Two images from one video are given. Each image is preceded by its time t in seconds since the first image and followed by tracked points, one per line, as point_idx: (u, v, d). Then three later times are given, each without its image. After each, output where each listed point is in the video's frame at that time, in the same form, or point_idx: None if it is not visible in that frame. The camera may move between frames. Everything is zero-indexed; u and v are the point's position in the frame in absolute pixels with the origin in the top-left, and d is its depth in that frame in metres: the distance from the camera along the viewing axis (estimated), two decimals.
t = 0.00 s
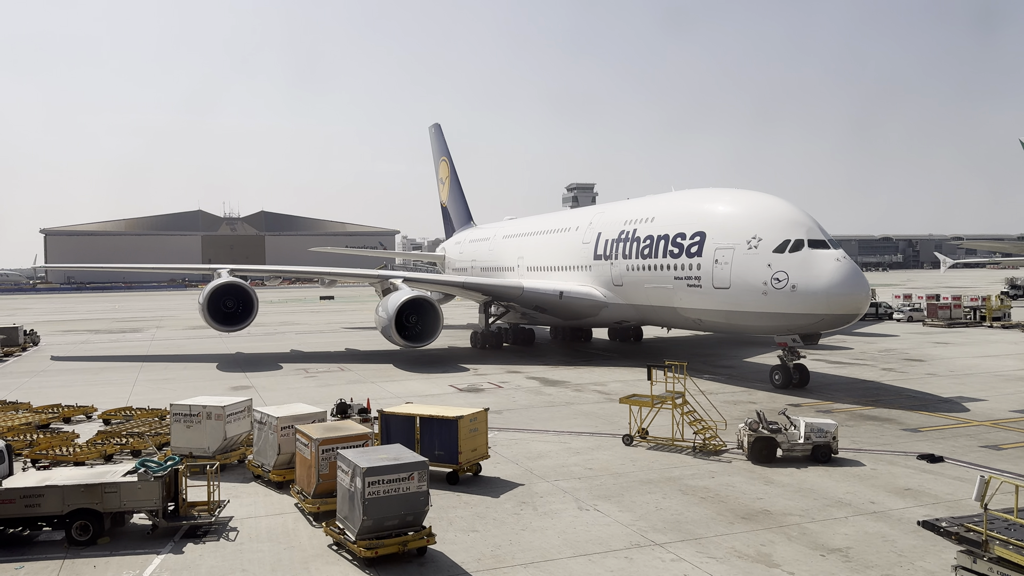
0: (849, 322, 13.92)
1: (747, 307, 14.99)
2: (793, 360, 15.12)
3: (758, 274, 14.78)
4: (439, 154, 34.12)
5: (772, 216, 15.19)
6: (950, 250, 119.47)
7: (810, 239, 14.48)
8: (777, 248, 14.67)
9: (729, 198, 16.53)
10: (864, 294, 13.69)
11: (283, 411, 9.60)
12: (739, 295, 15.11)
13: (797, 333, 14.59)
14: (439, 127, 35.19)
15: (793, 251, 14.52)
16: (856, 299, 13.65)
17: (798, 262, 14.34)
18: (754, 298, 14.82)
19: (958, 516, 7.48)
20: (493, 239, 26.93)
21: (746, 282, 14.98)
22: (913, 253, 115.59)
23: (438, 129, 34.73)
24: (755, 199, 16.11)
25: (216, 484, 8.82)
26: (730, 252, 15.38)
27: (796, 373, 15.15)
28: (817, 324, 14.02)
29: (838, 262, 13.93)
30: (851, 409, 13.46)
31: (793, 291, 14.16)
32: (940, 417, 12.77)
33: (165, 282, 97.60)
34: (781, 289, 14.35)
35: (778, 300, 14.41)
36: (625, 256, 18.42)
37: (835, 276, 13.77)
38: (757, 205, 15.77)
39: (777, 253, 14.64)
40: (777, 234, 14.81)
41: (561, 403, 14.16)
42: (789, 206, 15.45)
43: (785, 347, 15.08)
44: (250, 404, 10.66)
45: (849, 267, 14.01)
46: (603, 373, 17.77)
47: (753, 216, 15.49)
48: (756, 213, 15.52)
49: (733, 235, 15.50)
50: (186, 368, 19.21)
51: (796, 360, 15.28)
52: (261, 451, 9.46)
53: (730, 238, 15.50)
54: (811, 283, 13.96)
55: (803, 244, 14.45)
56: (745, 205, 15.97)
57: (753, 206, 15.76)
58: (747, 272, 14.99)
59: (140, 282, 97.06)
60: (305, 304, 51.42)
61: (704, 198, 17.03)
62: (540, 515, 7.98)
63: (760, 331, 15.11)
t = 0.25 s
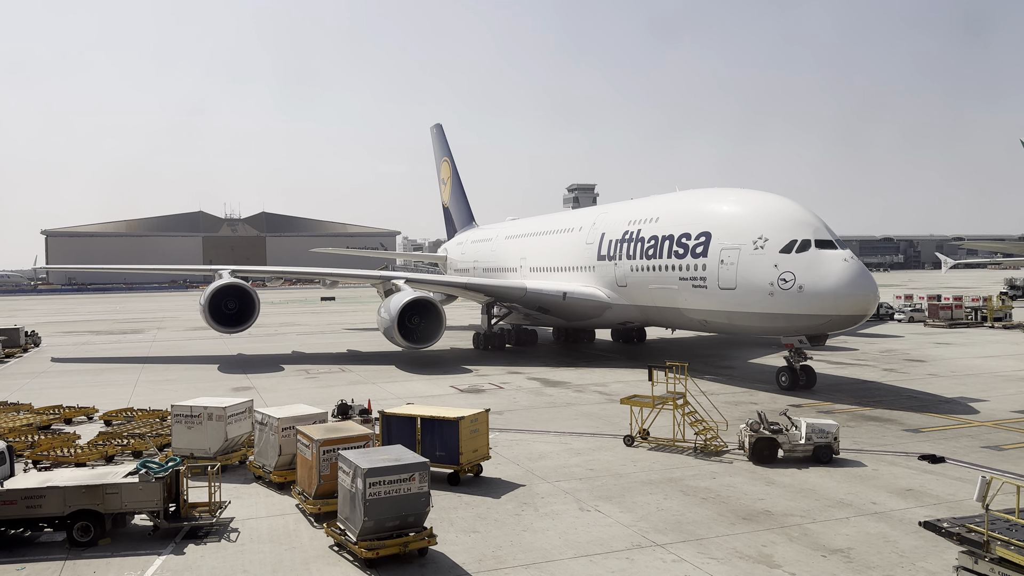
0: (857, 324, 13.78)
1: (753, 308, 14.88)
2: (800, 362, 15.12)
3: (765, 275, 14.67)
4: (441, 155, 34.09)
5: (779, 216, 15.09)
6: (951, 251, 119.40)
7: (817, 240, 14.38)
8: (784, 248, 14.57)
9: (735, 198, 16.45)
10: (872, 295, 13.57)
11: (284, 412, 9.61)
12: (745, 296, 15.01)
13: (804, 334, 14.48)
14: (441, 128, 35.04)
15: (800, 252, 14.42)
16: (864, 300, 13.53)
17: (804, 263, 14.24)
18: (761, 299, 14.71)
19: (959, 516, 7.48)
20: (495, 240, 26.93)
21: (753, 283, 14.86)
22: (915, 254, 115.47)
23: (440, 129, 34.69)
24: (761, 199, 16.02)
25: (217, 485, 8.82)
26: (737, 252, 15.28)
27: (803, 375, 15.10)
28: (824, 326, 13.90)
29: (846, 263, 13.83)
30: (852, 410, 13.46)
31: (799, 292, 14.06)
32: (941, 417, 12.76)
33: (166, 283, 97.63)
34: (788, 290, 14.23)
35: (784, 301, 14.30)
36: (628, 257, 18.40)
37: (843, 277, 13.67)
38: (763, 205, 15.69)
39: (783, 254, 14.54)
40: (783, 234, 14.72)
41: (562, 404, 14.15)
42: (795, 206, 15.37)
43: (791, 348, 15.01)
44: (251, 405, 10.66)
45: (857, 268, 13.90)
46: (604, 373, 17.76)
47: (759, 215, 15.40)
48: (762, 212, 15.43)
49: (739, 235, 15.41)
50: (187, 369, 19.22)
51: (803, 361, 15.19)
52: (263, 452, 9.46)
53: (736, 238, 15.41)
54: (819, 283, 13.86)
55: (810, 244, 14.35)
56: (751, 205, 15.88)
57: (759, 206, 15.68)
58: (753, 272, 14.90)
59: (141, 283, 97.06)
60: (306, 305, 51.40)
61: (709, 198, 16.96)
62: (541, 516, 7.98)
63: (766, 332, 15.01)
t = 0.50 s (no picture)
0: (865, 324, 13.71)
1: (759, 309, 14.81)
2: (805, 363, 14.97)
3: (771, 275, 14.62)
4: (443, 156, 34.11)
5: (785, 216, 15.04)
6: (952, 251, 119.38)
7: (824, 240, 14.33)
8: (790, 248, 14.52)
9: (739, 198, 16.41)
10: (879, 296, 13.50)
11: (285, 413, 9.61)
12: (751, 297, 14.95)
13: (811, 335, 14.42)
14: (442, 128, 35.11)
15: (806, 252, 14.37)
16: (872, 300, 13.47)
17: (811, 263, 14.18)
18: (767, 300, 14.65)
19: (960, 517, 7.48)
20: (497, 241, 26.95)
21: (759, 284, 14.80)
22: (916, 254, 115.40)
23: (441, 130, 34.71)
24: (766, 199, 15.98)
25: (218, 487, 8.82)
26: (742, 253, 15.23)
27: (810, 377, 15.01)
28: (831, 326, 13.83)
29: (853, 263, 13.78)
30: (853, 410, 13.45)
31: (806, 293, 14.00)
32: (942, 418, 12.75)
33: (167, 284, 97.68)
34: (795, 291, 14.18)
35: (791, 301, 14.25)
36: (632, 257, 18.37)
37: (850, 277, 13.61)
38: (769, 205, 15.64)
39: (790, 254, 14.49)
40: (790, 234, 14.66)
41: (563, 404, 14.15)
42: (800, 206, 15.33)
43: (798, 349, 14.98)
44: (252, 406, 10.66)
45: (864, 268, 13.84)
46: (605, 374, 17.76)
47: (765, 216, 15.37)
48: (768, 212, 15.38)
49: (745, 235, 15.35)
50: (188, 370, 19.23)
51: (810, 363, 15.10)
52: (263, 453, 9.46)
53: (742, 239, 15.36)
54: (826, 284, 13.79)
55: (817, 244, 14.30)
56: (756, 205, 15.84)
57: (764, 206, 15.63)
58: (759, 273, 14.84)
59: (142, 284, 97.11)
60: (307, 306, 51.40)
61: (714, 198, 16.92)
62: (542, 517, 7.98)
63: (772, 333, 14.95)
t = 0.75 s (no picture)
0: (873, 325, 13.64)
1: (765, 310, 14.77)
2: (812, 364, 14.89)
3: (777, 276, 14.58)
4: (444, 156, 34.11)
5: (791, 216, 15.00)
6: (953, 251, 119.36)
7: (830, 240, 14.27)
8: (796, 249, 14.48)
9: (744, 198, 16.38)
10: (887, 296, 13.42)
11: (286, 414, 9.62)
12: (756, 297, 14.91)
13: (817, 336, 14.36)
14: (444, 128, 35.11)
15: (813, 252, 14.32)
16: (879, 300, 13.39)
17: (818, 263, 14.13)
18: (773, 300, 14.61)
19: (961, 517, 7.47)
20: (499, 241, 26.96)
21: (764, 284, 14.76)
22: (916, 254, 115.32)
23: (443, 130, 34.70)
24: (771, 199, 15.94)
25: (219, 488, 8.82)
26: (748, 253, 15.19)
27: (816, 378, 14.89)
28: (838, 327, 13.77)
29: (860, 263, 13.73)
30: (854, 411, 13.44)
31: (813, 293, 13.95)
32: (943, 418, 12.74)
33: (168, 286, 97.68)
34: (801, 291, 14.14)
35: (797, 302, 14.20)
36: (635, 258, 18.36)
37: (858, 277, 13.54)
38: (774, 205, 15.60)
39: (796, 254, 14.45)
40: (796, 234, 14.62)
41: (563, 405, 14.14)
42: (805, 206, 15.28)
43: (804, 350, 14.95)
44: (253, 407, 10.66)
45: (871, 268, 13.78)
46: (606, 375, 17.75)
47: (770, 216, 15.33)
48: (774, 213, 15.34)
49: (750, 236, 15.31)
50: (188, 371, 19.23)
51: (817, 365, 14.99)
52: (264, 454, 9.46)
53: (747, 239, 15.32)
54: (832, 284, 13.74)
55: (824, 244, 14.24)
56: (761, 205, 15.81)
57: (770, 206, 15.59)
58: (764, 273, 14.80)
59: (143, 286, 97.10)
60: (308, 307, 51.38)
61: (719, 198, 16.89)
62: (542, 518, 7.98)
63: (778, 334, 14.91)
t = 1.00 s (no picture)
0: (880, 325, 13.62)
1: (772, 310, 14.74)
2: (818, 365, 14.81)
3: (783, 276, 14.56)
4: (446, 156, 34.11)
5: (797, 216, 14.98)
6: (953, 251, 119.35)
7: (837, 240, 14.26)
8: (802, 248, 14.46)
9: (749, 198, 16.36)
10: (894, 296, 13.41)
11: (287, 415, 9.61)
12: (762, 298, 14.89)
13: (823, 336, 14.34)
14: (446, 129, 35.02)
15: (819, 252, 14.30)
16: (887, 301, 13.38)
17: (824, 263, 14.11)
18: (779, 300, 14.59)
19: (962, 517, 7.47)
20: (501, 241, 26.96)
21: (771, 285, 14.74)
22: (917, 254, 115.30)
23: (443, 130, 34.68)
24: (776, 198, 15.93)
25: (220, 489, 8.82)
26: (753, 253, 15.17)
27: (822, 379, 14.79)
28: (845, 327, 13.75)
29: (867, 263, 13.71)
30: (854, 411, 13.43)
31: (819, 293, 13.93)
32: (944, 418, 12.72)
33: (168, 287, 97.66)
34: (808, 291, 14.12)
35: (803, 302, 14.19)
36: (638, 258, 18.35)
37: (865, 277, 13.53)
38: (779, 204, 15.58)
39: (802, 254, 14.43)
40: (802, 234, 14.60)
41: (564, 406, 14.14)
42: (810, 205, 15.27)
43: (809, 351, 14.91)
44: (253, 408, 10.66)
45: (878, 268, 13.76)
46: (607, 375, 17.74)
47: (775, 215, 15.31)
48: (779, 212, 15.32)
49: (755, 236, 15.30)
50: (189, 372, 19.22)
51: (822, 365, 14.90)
52: (265, 455, 9.46)
53: (753, 239, 15.30)
54: (839, 284, 13.72)
55: (830, 244, 14.24)
56: (766, 205, 15.79)
57: (775, 206, 15.57)
58: (770, 273, 14.78)
59: (144, 287, 97.07)
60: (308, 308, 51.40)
61: (723, 198, 16.87)
62: (543, 518, 7.98)
63: (785, 335, 14.89)
